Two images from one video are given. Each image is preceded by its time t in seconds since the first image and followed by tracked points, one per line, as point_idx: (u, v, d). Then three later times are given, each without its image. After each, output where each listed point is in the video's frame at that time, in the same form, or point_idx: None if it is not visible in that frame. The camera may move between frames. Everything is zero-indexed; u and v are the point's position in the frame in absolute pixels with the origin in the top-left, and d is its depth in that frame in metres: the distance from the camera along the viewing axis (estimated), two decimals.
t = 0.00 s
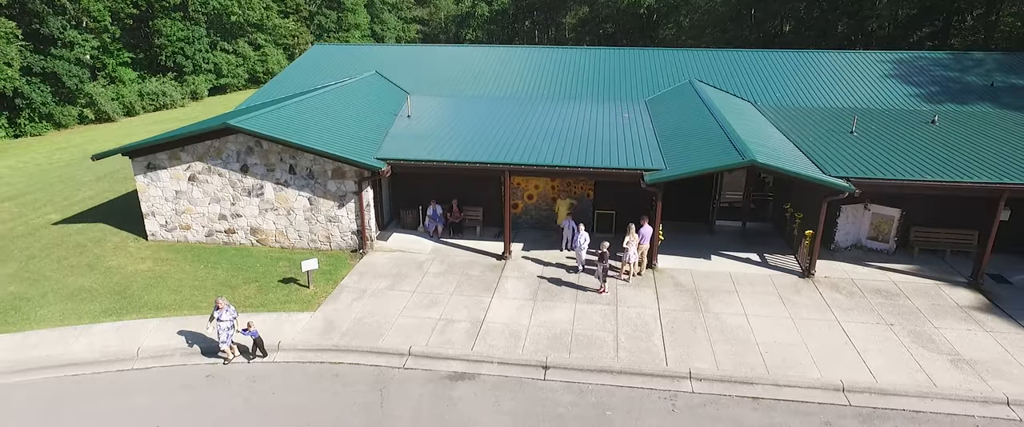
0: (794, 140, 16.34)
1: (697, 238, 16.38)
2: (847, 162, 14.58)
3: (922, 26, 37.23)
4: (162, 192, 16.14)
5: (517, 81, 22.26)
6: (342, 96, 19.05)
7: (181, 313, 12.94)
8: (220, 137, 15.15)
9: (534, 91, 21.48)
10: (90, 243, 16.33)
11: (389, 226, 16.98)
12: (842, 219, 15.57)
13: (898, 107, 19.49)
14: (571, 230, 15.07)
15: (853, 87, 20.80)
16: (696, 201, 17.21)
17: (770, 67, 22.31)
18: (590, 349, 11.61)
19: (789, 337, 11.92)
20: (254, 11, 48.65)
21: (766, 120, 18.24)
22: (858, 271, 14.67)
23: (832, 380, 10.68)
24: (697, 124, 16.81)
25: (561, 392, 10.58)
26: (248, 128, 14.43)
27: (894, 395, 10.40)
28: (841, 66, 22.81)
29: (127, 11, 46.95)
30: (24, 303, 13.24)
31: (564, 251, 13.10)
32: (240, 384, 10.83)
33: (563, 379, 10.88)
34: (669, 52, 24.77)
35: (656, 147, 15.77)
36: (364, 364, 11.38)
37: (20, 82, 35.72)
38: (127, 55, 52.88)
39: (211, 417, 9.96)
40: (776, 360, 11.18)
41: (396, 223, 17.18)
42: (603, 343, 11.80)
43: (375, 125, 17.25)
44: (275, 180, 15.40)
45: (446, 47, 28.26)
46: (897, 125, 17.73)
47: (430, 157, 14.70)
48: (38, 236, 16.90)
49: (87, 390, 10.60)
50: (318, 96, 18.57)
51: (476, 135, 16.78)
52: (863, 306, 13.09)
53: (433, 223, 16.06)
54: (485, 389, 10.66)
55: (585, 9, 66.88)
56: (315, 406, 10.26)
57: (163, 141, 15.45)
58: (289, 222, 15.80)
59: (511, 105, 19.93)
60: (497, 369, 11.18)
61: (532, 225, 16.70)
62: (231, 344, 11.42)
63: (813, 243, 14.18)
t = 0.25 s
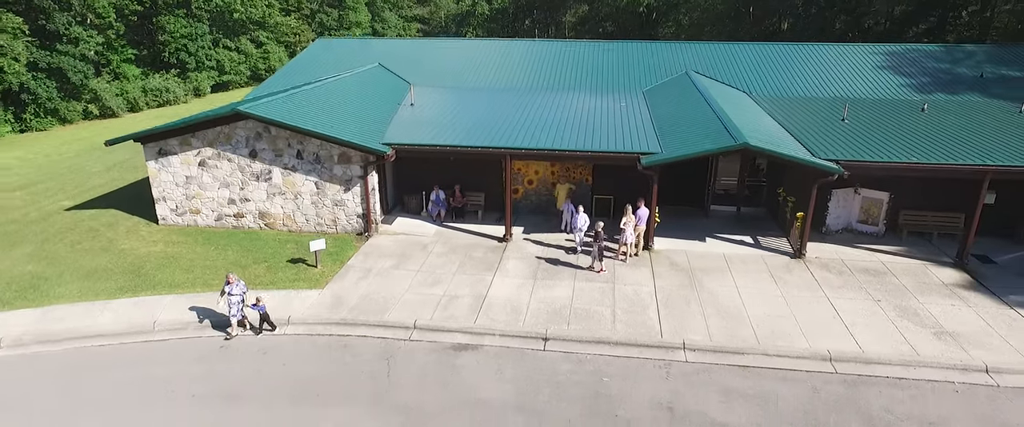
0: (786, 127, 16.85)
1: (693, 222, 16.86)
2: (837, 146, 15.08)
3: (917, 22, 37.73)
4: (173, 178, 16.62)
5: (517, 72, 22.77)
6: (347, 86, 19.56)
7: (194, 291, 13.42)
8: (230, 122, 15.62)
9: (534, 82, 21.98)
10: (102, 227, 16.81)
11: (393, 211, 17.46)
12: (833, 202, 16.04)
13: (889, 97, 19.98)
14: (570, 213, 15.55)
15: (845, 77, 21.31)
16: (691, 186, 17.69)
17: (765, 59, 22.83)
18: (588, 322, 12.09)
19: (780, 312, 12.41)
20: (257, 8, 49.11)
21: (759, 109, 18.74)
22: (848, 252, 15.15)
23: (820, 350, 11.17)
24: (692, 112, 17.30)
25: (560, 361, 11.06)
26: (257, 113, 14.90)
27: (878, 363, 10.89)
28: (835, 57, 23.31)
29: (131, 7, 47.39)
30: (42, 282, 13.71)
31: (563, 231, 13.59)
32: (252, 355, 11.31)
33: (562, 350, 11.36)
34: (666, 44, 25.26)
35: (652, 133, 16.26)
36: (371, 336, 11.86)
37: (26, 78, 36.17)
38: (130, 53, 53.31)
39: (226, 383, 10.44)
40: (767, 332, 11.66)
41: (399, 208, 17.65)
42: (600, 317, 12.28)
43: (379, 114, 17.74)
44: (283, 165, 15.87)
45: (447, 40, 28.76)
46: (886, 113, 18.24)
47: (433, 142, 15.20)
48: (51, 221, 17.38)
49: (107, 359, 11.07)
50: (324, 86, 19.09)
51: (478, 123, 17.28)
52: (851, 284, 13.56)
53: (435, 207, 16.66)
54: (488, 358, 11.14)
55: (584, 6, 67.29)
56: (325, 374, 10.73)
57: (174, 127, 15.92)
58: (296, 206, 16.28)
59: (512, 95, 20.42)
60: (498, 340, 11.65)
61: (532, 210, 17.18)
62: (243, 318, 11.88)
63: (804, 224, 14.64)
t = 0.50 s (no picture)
0: (778, 114, 17.35)
1: (689, 207, 17.35)
2: (827, 132, 15.57)
3: (912, 18, 38.19)
4: (183, 163, 17.11)
5: (518, 64, 23.27)
6: (352, 77, 20.08)
7: (206, 269, 13.90)
8: (240, 109, 16.11)
9: (534, 73, 22.49)
10: (115, 212, 17.28)
11: (397, 197, 17.94)
12: (824, 187, 16.51)
13: (880, 87, 20.48)
14: (569, 197, 16.04)
15: (838, 68, 21.80)
16: (687, 173, 18.17)
17: (760, 51, 23.33)
18: (586, 298, 12.57)
19: (771, 288, 12.89)
20: (260, 5, 49.60)
21: (753, 98, 19.24)
22: (839, 234, 15.63)
23: (808, 322, 11.65)
24: (688, 100, 17.81)
25: (559, 333, 11.53)
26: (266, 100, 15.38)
27: (864, 334, 11.36)
28: (829, 49, 23.81)
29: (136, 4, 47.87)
30: (58, 262, 14.18)
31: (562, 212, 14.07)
32: (264, 327, 11.79)
33: (561, 323, 11.83)
34: (664, 37, 25.77)
35: (649, 120, 16.75)
36: (377, 311, 12.34)
37: (33, 73, 36.65)
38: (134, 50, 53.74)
39: (240, 353, 10.93)
40: (758, 307, 12.14)
41: (403, 194, 18.13)
42: (598, 293, 12.76)
43: (383, 103, 18.23)
44: (291, 150, 16.35)
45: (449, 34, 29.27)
46: (877, 101, 18.74)
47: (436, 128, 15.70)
48: (65, 206, 17.87)
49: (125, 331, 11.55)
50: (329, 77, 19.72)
51: (480, 111, 17.79)
52: (841, 264, 14.04)
53: (439, 193, 17.08)
54: (490, 330, 11.62)
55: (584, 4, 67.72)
56: (333, 344, 11.20)
57: (185, 114, 16.43)
58: (303, 190, 16.76)
59: (512, 85, 20.92)
60: (500, 314, 12.13)
61: (533, 195, 17.67)
62: (253, 293, 12.41)
63: (796, 206, 15.12)
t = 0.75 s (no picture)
0: (772, 102, 17.84)
1: (685, 193, 17.84)
2: (818, 118, 16.06)
3: (907, 14, 38.69)
4: (193, 150, 17.60)
5: (518, 56, 23.77)
6: (356, 67, 20.57)
7: (218, 250, 14.38)
8: (248, 97, 16.58)
9: (534, 64, 22.99)
10: (126, 197, 17.76)
11: (401, 183, 18.44)
12: (816, 173, 16.99)
13: (872, 78, 20.97)
14: (568, 182, 16.52)
15: (832, 60, 22.30)
16: (683, 160, 18.66)
17: (755, 43, 23.85)
18: (585, 275, 13.06)
19: (763, 266, 13.37)
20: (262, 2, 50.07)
21: (748, 87, 19.73)
22: (830, 218, 16.10)
23: (798, 296, 12.13)
24: (684, 89, 18.30)
25: (558, 306, 12.01)
26: (274, 87, 15.86)
27: (851, 307, 11.84)
28: (823, 42, 24.30)
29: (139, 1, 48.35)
30: (74, 243, 14.68)
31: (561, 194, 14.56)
32: (275, 301, 12.26)
33: (560, 297, 12.31)
34: (662, 31, 26.27)
35: (646, 107, 17.24)
36: (383, 287, 12.82)
37: (40, 69, 37.17)
38: (138, 47, 54.25)
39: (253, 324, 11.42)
40: (750, 283, 12.62)
41: (407, 181, 18.60)
42: (596, 270, 13.23)
43: (387, 92, 18.73)
44: (298, 136, 16.83)
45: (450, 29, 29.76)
46: (868, 91, 19.23)
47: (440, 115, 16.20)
48: (78, 193, 18.35)
49: (142, 305, 12.06)
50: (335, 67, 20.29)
51: (481, 99, 18.28)
52: (831, 244, 14.51)
53: (441, 179, 17.55)
54: (492, 304, 12.10)
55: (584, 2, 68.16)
56: (342, 317, 11.67)
57: (195, 102, 16.91)
58: (310, 176, 17.24)
59: (513, 76, 21.42)
60: (502, 289, 12.62)
61: (533, 182, 18.16)
62: (263, 270, 12.87)
63: (788, 190, 15.60)
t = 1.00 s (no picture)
0: (766, 91, 18.33)
1: (680, 179, 18.34)
2: (810, 104, 16.56)
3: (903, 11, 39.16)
4: (203, 137, 18.12)
5: (518, 48, 24.27)
6: (360, 59, 21.08)
7: (228, 231, 14.88)
8: (255, 86, 17.06)
9: (534, 56, 23.50)
10: (138, 184, 18.28)
11: (404, 170, 18.94)
12: (808, 159, 17.48)
13: (864, 69, 21.46)
14: (567, 168, 17.02)
15: (825, 52, 22.79)
16: (679, 147, 19.16)
17: (751, 37, 24.34)
18: (583, 253, 13.55)
19: (755, 246, 13.86)
20: None
21: (743, 77, 20.22)
22: (821, 202, 16.60)
23: (788, 272, 12.61)
24: (680, 79, 18.80)
25: (557, 282, 12.51)
26: (282, 75, 16.35)
27: (838, 282, 12.33)
28: (818, 35, 24.77)
29: None
30: (89, 225, 15.18)
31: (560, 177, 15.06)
32: (285, 277, 12.77)
33: (559, 274, 12.81)
34: (660, 25, 26.75)
35: (643, 96, 17.72)
36: (389, 264, 13.31)
37: (46, 65, 37.69)
38: (141, 43, 54.75)
39: (264, 298, 11.91)
40: (742, 260, 13.10)
41: (410, 168, 19.10)
42: (594, 249, 13.73)
43: (391, 82, 19.20)
44: (305, 124, 17.33)
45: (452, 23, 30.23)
46: (860, 81, 19.73)
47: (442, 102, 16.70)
48: (90, 180, 18.86)
49: (159, 281, 12.57)
50: (340, 59, 20.80)
51: (483, 88, 18.78)
52: (821, 226, 15.01)
53: (443, 166, 18.04)
54: (493, 280, 12.60)
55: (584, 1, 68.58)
56: (350, 290, 12.17)
57: (205, 90, 17.40)
58: (316, 162, 17.73)
59: (513, 67, 21.90)
60: (503, 267, 13.11)
61: (533, 168, 18.67)
62: (271, 248, 13.32)
63: (780, 174, 16.10)
